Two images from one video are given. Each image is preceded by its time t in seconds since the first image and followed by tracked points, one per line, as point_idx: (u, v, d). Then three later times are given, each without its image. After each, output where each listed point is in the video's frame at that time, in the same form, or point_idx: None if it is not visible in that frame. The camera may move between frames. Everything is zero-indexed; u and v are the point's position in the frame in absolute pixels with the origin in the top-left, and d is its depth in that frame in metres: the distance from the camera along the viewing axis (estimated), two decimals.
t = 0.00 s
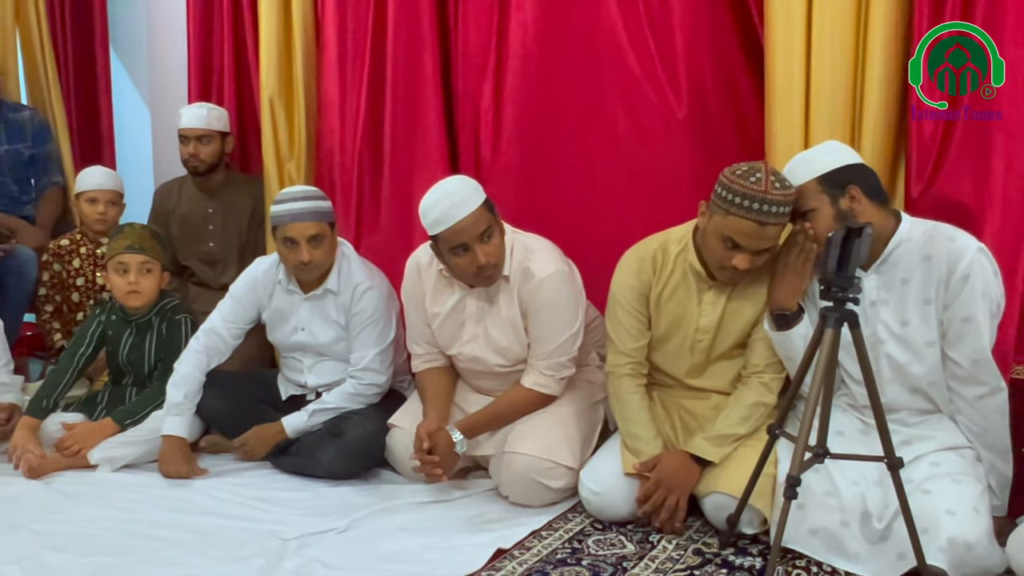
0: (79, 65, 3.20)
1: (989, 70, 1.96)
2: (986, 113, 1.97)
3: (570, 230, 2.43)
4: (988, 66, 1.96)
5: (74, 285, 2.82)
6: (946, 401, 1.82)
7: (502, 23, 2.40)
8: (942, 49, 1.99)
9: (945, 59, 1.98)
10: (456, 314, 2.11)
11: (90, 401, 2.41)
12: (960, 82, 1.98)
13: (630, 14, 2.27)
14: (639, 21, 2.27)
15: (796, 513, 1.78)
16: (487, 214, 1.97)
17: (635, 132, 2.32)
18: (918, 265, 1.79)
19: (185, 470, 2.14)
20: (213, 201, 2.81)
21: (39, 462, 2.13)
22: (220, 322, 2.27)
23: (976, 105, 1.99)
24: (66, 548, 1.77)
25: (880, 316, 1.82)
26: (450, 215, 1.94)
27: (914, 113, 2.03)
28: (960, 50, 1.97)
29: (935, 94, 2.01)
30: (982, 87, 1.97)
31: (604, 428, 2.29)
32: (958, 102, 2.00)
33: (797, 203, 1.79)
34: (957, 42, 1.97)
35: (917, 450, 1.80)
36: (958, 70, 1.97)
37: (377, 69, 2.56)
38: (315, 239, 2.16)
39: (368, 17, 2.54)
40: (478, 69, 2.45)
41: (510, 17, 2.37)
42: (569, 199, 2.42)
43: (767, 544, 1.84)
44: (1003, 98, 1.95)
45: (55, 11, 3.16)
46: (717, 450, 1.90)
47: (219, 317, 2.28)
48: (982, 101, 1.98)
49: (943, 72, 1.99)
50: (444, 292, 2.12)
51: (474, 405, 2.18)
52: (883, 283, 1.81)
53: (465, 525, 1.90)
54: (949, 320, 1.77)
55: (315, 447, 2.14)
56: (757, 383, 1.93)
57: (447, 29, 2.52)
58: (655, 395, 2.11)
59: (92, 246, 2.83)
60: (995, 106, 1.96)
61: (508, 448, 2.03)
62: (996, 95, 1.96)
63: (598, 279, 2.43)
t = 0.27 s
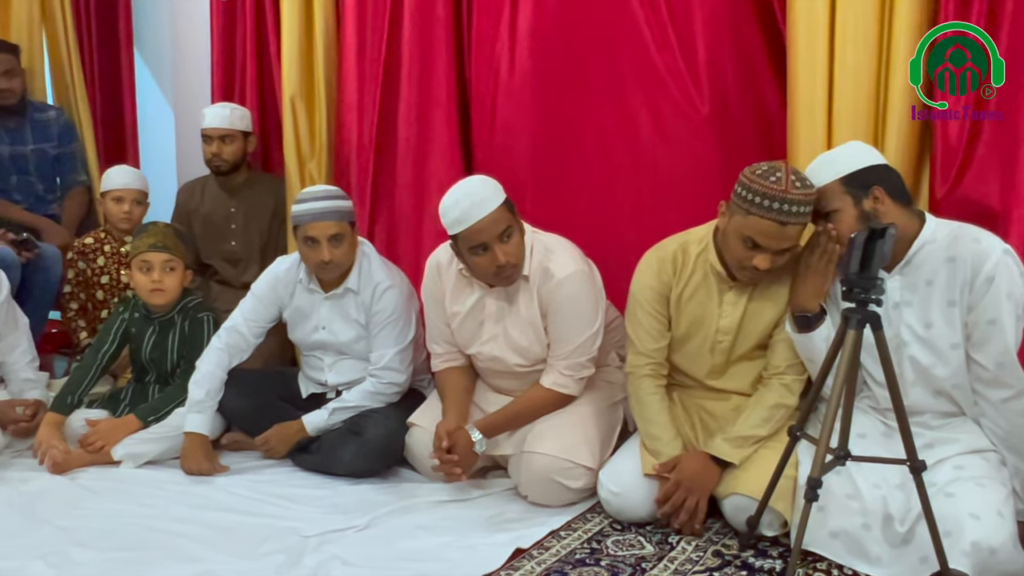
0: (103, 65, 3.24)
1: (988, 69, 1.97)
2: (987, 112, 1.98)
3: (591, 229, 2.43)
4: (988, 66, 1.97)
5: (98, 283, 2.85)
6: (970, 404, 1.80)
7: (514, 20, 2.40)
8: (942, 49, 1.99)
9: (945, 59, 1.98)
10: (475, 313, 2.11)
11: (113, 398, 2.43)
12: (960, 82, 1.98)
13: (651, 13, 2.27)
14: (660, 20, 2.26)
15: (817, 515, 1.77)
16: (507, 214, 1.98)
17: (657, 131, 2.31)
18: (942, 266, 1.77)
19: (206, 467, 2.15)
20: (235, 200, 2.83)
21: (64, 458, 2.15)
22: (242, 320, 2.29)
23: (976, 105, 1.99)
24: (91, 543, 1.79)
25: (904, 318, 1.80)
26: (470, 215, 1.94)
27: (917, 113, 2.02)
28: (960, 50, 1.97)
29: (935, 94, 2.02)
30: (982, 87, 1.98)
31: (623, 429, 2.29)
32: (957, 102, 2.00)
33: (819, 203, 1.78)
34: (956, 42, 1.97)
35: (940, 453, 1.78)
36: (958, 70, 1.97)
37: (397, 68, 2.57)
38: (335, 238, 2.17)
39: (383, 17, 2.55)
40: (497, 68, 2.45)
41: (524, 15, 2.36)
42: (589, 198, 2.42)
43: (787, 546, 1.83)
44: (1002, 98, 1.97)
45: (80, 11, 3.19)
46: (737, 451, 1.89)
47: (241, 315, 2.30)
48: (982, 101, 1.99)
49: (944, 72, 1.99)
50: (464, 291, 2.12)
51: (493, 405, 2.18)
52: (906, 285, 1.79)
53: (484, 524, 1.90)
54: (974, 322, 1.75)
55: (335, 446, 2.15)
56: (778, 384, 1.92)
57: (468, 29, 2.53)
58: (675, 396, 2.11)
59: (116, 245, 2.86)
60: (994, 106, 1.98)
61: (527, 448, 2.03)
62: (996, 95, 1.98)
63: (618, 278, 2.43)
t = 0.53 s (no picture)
0: (126, 65, 3.27)
1: (989, 70, 1.97)
2: (988, 112, 1.98)
3: (611, 228, 2.42)
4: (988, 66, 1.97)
5: (122, 281, 2.88)
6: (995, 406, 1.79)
7: (535, 20, 2.40)
8: (942, 49, 1.98)
9: (945, 59, 1.98)
10: (495, 313, 2.12)
11: (136, 395, 2.46)
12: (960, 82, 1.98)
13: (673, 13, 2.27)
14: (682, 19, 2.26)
15: (838, 518, 1.76)
16: (527, 213, 1.98)
17: (678, 130, 2.31)
18: (966, 267, 1.75)
19: (228, 464, 2.17)
20: (256, 199, 2.85)
21: (88, 454, 2.18)
22: (264, 318, 2.31)
23: (976, 106, 1.99)
24: (114, 538, 1.81)
25: (927, 319, 1.78)
26: (490, 215, 1.94)
27: (919, 113, 2.00)
28: (960, 50, 1.97)
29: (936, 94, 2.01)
30: (983, 87, 1.98)
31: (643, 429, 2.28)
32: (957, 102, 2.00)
33: (842, 204, 1.77)
34: (956, 41, 1.97)
35: (965, 456, 1.76)
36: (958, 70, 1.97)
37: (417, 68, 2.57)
38: (356, 237, 2.18)
39: (402, 15, 2.55)
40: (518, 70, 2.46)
41: (546, 15, 2.36)
42: (610, 197, 2.41)
43: (808, 548, 1.82)
44: (1003, 98, 1.97)
45: (104, 11, 3.22)
46: (757, 452, 1.88)
47: (263, 314, 2.31)
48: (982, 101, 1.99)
49: (944, 72, 1.99)
50: (484, 290, 2.12)
51: (513, 404, 2.18)
52: (930, 286, 1.77)
53: (504, 523, 1.91)
54: (999, 324, 1.73)
55: (356, 444, 2.16)
56: (799, 386, 1.91)
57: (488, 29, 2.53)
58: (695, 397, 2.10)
59: (139, 243, 2.89)
60: (995, 106, 1.98)
61: (547, 447, 2.03)
62: (996, 95, 1.98)
63: (637, 278, 2.42)
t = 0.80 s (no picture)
0: (148, 64, 3.30)
1: (988, 70, 1.98)
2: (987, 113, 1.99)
3: (630, 228, 2.42)
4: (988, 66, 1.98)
5: (143, 279, 2.90)
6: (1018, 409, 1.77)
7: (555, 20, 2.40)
8: (942, 49, 1.99)
9: (945, 59, 1.99)
10: (514, 312, 2.12)
11: (157, 392, 2.48)
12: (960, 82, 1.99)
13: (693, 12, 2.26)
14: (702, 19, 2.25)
15: (858, 520, 1.75)
16: (546, 213, 1.98)
17: (698, 130, 2.30)
18: (989, 269, 1.73)
19: (247, 462, 2.19)
20: (276, 198, 2.87)
21: (110, 450, 2.20)
22: (284, 317, 2.32)
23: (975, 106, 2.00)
24: (136, 534, 1.82)
25: (949, 321, 1.76)
26: (509, 214, 1.94)
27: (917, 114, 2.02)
28: (959, 50, 1.98)
29: (935, 95, 2.02)
30: (982, 87, 1.99)
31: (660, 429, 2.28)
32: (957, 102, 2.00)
33: (863, 204, 1.75)
34: (956, 42, 1.98)
35: (987, 459, 1.74)
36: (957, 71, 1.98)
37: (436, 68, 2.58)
38: (375, 237, 2.18)
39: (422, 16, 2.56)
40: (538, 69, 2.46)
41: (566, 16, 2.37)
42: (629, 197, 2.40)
43: (827, 551, 1.81)
44: (1002, 98, 1.97)
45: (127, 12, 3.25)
46: (777, 454, 1.86)
47: (283, 312, 2.33)
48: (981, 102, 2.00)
49: (944, 72, 1.99)
50: (503, 290, 2.13)
51: (531, 403, 2.18)
52: (952, 287, 1.76)
53: (521, 523, 1.91)
54: None
55: (375, 442, 2.16)
56: (819, 388, 1.89)
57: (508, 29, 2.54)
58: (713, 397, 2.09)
59: (161, 242, 2.92)
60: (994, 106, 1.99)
61: (565, 447, 2.03)
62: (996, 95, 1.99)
63: (656, 277, 2.41)
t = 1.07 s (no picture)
0: (170, 65, 3.33)
1: (989, 69, 1.98)
2: (989, 112, 2.00)
3: (649, 229, 2.41)
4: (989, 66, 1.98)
5: (164, 278, 2.93)
6: None
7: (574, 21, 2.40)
8: (942, 49, 2.00)
9: (945, 59, 1.99)
10: (531, 312, 2.12)
11: (177, 390, 2.50)
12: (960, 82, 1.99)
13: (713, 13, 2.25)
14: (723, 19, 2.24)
15: (877, 523, 1.73)
16: (564, 213, 1.98)
17: (718, 131, 2.29)
18: (1012, 270, 1.72)
19: (266, 460, 2.20)
20: (295, 198, 2.89)
21: (131, 447, 2.22)
22: (302, 316, 2.33)
23: (977, 106, 2.01)
24: (156, 530, 1.84)
25: (971, 323, 1.75)
26: (526, 214, 1.94)
27: (918, 113, 2.03)
28: (959, 50, 1.98)
29: (935, 94, 2.03)
30: (983, 86, 2.00)
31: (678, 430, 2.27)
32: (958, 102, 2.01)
33: (884, 205, 1.74)
34: (956, 42, 1.98)
35: (1009, 462, 1.73)
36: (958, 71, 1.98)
37: (454, 68, 2.58)
38: (394, 236, 2.19)
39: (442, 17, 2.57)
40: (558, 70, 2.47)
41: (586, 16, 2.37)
42: (648, 197, 2.40)
43: (846, 554, 1.80)
44: (1003, 97, 1.98)
45: (148, 13, 3.28)
46: (795, 455, 1.85)
47: (301, 311, 2.34)
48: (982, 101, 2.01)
49: (944, 72, 1.99)
50: (520, 290, 2.13)
51: (548, 403, 2.18)
52: (974, 289, 1.74)
53: (538, 523, 1.91)
54: None
55: (392, 441, 2.17)
56: (838, 390, 1.88)
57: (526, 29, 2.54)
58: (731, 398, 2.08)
59: (181, 240, 2.94)
60: (995, 106, 2.00)
61: (582, 447, 2.03)
62: (996, 94, 1.99)
63: (674, 278, 2.41)
